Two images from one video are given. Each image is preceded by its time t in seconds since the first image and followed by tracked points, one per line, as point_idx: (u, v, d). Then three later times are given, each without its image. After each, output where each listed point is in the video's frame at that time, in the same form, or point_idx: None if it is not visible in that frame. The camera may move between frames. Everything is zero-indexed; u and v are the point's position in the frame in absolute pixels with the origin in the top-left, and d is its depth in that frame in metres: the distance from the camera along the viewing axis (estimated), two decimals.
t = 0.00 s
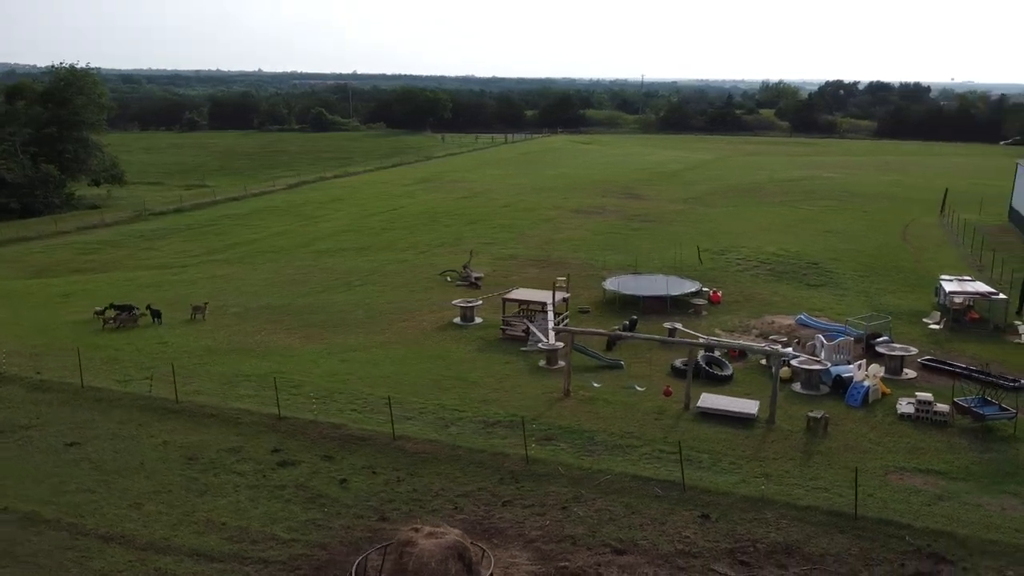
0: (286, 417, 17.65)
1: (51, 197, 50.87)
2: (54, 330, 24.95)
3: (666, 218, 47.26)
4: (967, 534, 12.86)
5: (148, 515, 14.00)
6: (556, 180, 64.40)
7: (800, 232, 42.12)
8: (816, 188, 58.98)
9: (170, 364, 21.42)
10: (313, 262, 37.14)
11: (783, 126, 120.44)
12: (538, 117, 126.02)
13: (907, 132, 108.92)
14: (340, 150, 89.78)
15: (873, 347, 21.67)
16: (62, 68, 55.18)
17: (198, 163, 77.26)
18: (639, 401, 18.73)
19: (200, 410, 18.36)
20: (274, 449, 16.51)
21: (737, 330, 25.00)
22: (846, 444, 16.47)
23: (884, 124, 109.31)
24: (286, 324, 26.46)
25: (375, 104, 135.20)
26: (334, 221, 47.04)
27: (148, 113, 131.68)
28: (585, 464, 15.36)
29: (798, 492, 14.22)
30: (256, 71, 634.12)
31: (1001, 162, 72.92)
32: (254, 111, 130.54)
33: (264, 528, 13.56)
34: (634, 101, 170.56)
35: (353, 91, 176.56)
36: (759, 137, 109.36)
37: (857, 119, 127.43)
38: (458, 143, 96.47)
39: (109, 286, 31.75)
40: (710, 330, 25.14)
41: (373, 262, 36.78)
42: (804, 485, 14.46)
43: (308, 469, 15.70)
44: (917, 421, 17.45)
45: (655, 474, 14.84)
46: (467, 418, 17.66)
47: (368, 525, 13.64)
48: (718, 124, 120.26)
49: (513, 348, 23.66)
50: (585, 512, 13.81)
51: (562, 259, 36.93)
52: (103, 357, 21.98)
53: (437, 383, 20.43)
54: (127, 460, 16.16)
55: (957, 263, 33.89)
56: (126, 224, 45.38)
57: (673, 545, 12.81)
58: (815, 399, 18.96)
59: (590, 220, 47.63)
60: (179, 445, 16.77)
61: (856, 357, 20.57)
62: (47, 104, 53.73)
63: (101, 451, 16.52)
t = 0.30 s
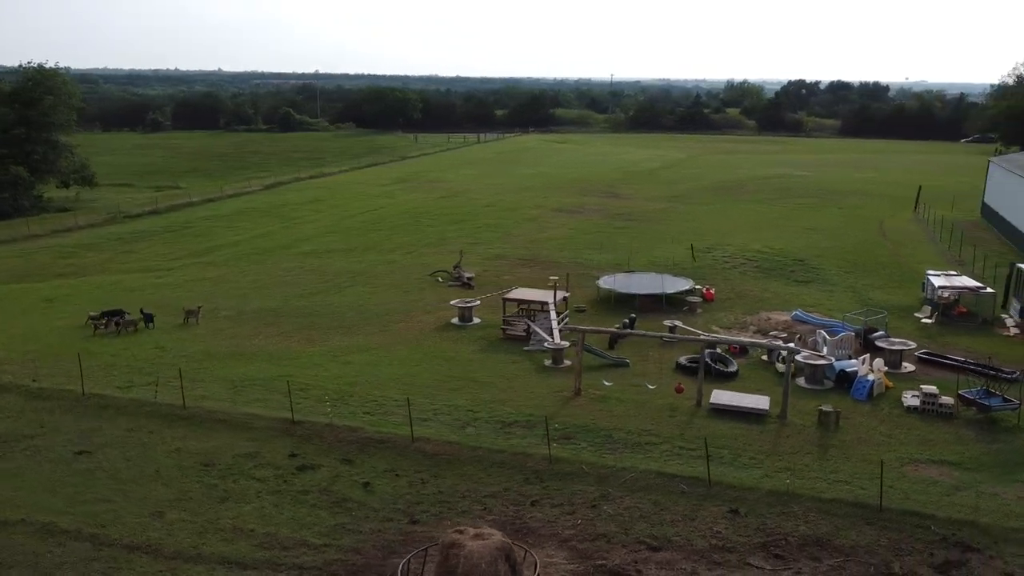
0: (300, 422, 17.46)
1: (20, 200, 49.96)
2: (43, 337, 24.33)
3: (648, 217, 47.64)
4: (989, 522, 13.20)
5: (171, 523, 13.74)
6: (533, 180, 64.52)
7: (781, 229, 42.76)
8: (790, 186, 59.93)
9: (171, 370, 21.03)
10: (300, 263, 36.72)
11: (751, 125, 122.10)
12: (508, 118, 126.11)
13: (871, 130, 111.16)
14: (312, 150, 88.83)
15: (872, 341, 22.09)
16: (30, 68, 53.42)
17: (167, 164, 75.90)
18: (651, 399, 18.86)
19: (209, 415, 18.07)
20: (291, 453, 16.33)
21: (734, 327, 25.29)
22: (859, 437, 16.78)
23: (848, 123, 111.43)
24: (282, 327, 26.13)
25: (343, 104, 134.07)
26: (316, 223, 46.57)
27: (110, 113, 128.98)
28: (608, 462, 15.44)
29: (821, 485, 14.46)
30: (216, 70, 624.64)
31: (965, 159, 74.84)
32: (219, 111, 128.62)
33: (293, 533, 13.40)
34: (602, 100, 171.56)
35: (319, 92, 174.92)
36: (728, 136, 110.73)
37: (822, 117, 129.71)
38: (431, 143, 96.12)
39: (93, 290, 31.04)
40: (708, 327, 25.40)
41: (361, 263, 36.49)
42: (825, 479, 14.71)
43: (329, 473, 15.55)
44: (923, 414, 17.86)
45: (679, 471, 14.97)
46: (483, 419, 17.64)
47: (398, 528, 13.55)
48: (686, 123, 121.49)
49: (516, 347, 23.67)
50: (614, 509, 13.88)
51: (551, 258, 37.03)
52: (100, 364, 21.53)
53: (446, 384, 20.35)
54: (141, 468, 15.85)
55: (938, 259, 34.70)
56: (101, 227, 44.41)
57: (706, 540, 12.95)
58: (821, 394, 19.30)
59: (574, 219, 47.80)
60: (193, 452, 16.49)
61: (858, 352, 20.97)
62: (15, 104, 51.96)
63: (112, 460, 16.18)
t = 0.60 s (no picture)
0: (315, 425, 17.25)
1: None
2: (32, 343, 23.67)
3: (629, 216, 47.97)
4: (1008, 509, 13.56)
5: (197, 531, 13.49)
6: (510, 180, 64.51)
7: (761, 226, 43.37)
8: (764, 183, 60.84)
9: (172, 375, 20.60)
10: (285, 265, 36.26)
11: (717, 124, 123.63)
12: (477, 118, 125.99)
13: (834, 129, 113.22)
14: (282, 150, 87.72)
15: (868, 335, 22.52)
16: None
17: (135, 166, 74.32)
18: (662, 395, 19.00)
19: (219, 420, 17.76)
20: (309, 457, 16.13)
21: (730, 323, 25.59)
22: (870, 430, 17.11)
23: (812, 123, 113.40)
24: (277, 329, 25.77)
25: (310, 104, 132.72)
26: (295, 224, 46.01)
27: (68, 113, 125.86)
28: (631, 459, 15.53)
29: (842, 477, 14.71)
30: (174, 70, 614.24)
31: (929, 156, 76.68)
32: (183, 112, 126.43)
33: (324, 538, 13.25)
34: (568, 100, 172.28)
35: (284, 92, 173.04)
36: (696, 135, 111.93)
37: (785, 117, 131.88)
38: (402, 143, 95.58)
39: (76, 295, 30.29)
40: (705, 323, 25.65)
41: (348, 264, 36.15)
42: (845, 471, 14.97)
43: (351, 476, 15.39)
44: (928, 405, 18.27)
45: (702, 467, 15.11)
46: (499, 418, 17.60)
47: (430, 530, 13.47)
48: (654, 122, 122.53)
49: (517, 347, 23.66)
50: (643, 505, 13.95)
51: (538, 257, 37.09)
52: (97, 370, 21.02)
53: (454, 384, 20.26)
54: (156, 475, 15.52)
55: (917, 254, 35.50)
56: (75, 230, 43.34)
57: (739, 534, 13.09)
58: (826, 388, 19.62)
59: (555, 218, 47.92)
60: (207, 457, 16.19)
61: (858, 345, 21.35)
62: None
63: (124, 467, 15.81)
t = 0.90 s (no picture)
0: (331, 429, 17.08)
1: None
2: (22, 350, 23.04)
3: (610, 215, 48.31)
4: None
5: (226, 538, 13.28)
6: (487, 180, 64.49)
7: (742, 224, 44.02)
8: (738, 182, 61.72)
9: (175, 381, 20.22)
10: (271, 267, 35.80)
11: (685, 122, 125.02)
12: (446, 117, 125.72)
13: (799, 127, 115.22)
14: (251, 151, 86.54)
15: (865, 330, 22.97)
16: None
17: (101, 168, 72.66)
18: (673, 392, 19.17)
19: (231, 426, 17.48)
20: (330, 461, 15.96)
21: (727, 319, 25.91)
22: (880, 422, 17.47)
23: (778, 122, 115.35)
24: (274, 333, 25.44)
25: (276, 104, 131.08)
26: (275, 225, 45.42)
27: (25, 113, 122.58)
28: (654, 456, 15.65)
29: (862, 469, 15.01)
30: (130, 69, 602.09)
31: (894, 155, 78.51)
32: (146, 112, 124.06)
33: (358, 543, 13.13)
34: (535, 100, 172.68)
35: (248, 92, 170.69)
36: (665, 134, 113.00)
37: (749, 116, 133.86)
38: (373, 143, 94.96)
39: (59, 301, 29.53)
40: (702, 320, 25.93)
41: (335, 266, 35.83)
42: (864, 463, 15.26)
43: (375, 479, 15.26)
44: (932, 397, 18.70)
45: (725, 462, 15.29)
46: (516, 418, 17.59)
47: (464, 531, 13.42)
48: (623, 122, 123.47)
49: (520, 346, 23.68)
50: (673, 502, 14.08)
51: (526, 257, 37.16)
52: (96, 377, 20.56)
53: (463, 384, 20.20)
54: (174, 483, 15.23)
55: (897, 249, 36.33)
56: (48, 234, 42.26)
57: (770, 528, 13.28)
58: (830, 382, 19.99)
59: (537, 217, 48.02)
60: (225, 463, 15.94)
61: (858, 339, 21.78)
62: None
63: (140, 476, 15.49)
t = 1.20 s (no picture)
0: (348, 432, 16.92)
1: None
2: (11, 358, 22.38)
3: (589, 214, 48.61)
4: None
5: (258, 546, 13.07)
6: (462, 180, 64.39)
7: (721, 221, 44.64)
8: (711, 180, 62.57)
9: (177, 389, 19.83)
10: (255, 269, 35.29)
11: (650, 122, 126.30)
12: (413, 118, 125.22)
13: (762, 126, 117.14)
14: (217, 152, 85.15)
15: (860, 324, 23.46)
16: None
17: (63, 170, 70.81)
18: (682, 389, 19.37)
19: (244, 431, 17.21)
20: (351, 465, 15.80)
21: (722, 316, 26.25)
22: (887, 414, 17.87)
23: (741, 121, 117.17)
24: (269, 337, 25.09)
25: (239, 104, 129.18)
26: (254, 227, 44.76)
27: None
28: (675, 452, 15.80)
29: (880, 461, 15.34)
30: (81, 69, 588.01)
31: (857, 153, 80.31)
32: (104, 113, 121.23)
33: (393, 546, 13.05)
34: (500, 100, 172.86)
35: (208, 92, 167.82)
36: (631, 133, 114.00)
37: (713, 115, 135.75)
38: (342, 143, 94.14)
39: (41, 307, 28.75)
40: (697, 317, 26.24)
41: (321, 267, 35.49)
42: (880, 455, 15.60)
43: (399, 482, 15.16)
44: (934, 389, 19.19)
45: (746, 457, 15.49)
46: (532, 418, 17.61)
47: (498, 532, 13.40)
48: (589, 121, 124.23)
49: (522, 346, 23.71)
50: (701, 497, 14.25)
51: (512, 257, 37.21)
52: (94, 386, 20.06)
53: (472, 385, 20.16)
54: (194, 491, 14.94)
55: (875, 245, 37.17)
56: (18, 239, 41.08)
57: (800, 520, 13.51)
58: (833, 376, 20.39)
59: (517, 217, 48.11)
60: (243, 469, 15.69)
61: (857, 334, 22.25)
62: None
63: (157, 484, 15.18)
